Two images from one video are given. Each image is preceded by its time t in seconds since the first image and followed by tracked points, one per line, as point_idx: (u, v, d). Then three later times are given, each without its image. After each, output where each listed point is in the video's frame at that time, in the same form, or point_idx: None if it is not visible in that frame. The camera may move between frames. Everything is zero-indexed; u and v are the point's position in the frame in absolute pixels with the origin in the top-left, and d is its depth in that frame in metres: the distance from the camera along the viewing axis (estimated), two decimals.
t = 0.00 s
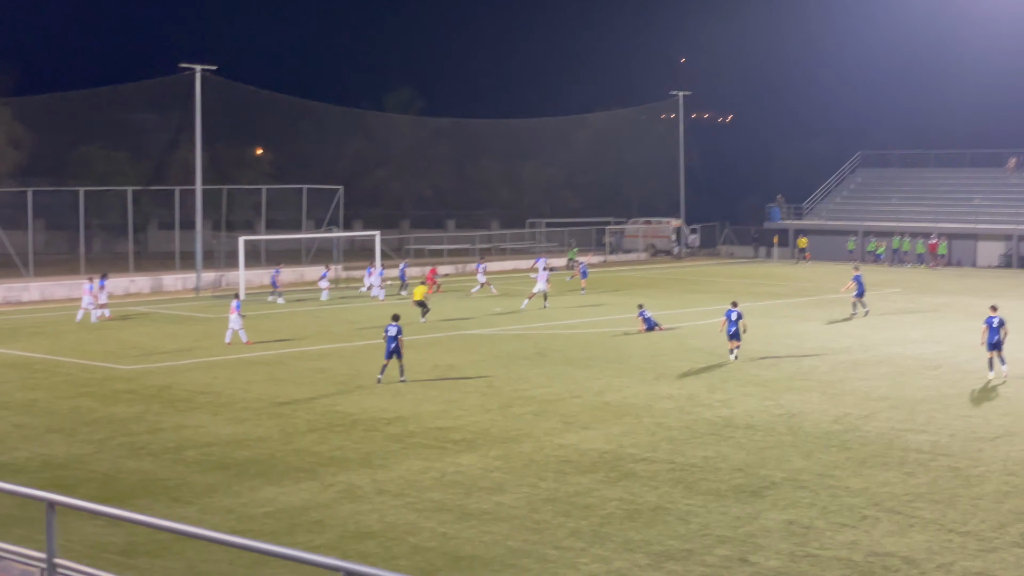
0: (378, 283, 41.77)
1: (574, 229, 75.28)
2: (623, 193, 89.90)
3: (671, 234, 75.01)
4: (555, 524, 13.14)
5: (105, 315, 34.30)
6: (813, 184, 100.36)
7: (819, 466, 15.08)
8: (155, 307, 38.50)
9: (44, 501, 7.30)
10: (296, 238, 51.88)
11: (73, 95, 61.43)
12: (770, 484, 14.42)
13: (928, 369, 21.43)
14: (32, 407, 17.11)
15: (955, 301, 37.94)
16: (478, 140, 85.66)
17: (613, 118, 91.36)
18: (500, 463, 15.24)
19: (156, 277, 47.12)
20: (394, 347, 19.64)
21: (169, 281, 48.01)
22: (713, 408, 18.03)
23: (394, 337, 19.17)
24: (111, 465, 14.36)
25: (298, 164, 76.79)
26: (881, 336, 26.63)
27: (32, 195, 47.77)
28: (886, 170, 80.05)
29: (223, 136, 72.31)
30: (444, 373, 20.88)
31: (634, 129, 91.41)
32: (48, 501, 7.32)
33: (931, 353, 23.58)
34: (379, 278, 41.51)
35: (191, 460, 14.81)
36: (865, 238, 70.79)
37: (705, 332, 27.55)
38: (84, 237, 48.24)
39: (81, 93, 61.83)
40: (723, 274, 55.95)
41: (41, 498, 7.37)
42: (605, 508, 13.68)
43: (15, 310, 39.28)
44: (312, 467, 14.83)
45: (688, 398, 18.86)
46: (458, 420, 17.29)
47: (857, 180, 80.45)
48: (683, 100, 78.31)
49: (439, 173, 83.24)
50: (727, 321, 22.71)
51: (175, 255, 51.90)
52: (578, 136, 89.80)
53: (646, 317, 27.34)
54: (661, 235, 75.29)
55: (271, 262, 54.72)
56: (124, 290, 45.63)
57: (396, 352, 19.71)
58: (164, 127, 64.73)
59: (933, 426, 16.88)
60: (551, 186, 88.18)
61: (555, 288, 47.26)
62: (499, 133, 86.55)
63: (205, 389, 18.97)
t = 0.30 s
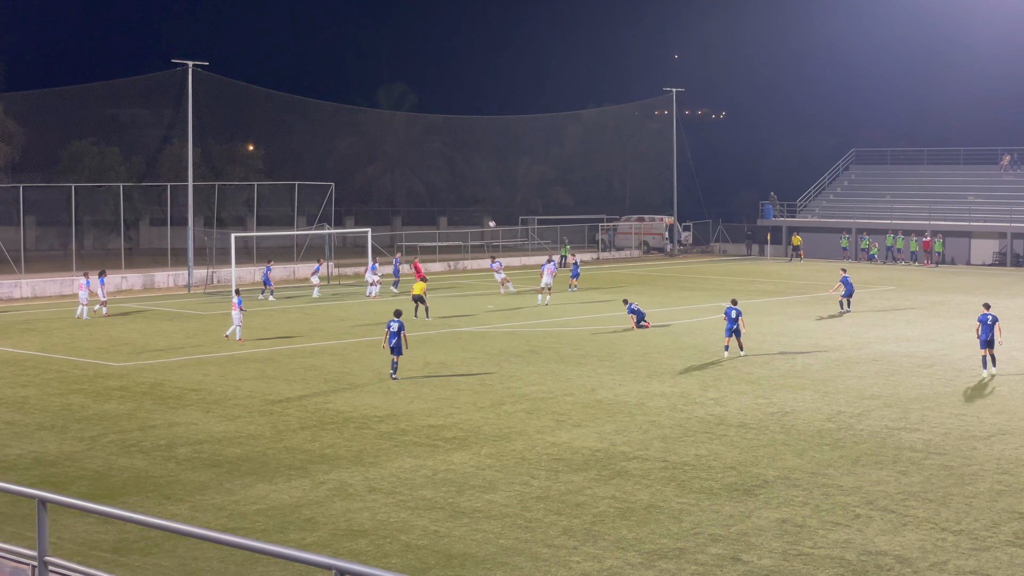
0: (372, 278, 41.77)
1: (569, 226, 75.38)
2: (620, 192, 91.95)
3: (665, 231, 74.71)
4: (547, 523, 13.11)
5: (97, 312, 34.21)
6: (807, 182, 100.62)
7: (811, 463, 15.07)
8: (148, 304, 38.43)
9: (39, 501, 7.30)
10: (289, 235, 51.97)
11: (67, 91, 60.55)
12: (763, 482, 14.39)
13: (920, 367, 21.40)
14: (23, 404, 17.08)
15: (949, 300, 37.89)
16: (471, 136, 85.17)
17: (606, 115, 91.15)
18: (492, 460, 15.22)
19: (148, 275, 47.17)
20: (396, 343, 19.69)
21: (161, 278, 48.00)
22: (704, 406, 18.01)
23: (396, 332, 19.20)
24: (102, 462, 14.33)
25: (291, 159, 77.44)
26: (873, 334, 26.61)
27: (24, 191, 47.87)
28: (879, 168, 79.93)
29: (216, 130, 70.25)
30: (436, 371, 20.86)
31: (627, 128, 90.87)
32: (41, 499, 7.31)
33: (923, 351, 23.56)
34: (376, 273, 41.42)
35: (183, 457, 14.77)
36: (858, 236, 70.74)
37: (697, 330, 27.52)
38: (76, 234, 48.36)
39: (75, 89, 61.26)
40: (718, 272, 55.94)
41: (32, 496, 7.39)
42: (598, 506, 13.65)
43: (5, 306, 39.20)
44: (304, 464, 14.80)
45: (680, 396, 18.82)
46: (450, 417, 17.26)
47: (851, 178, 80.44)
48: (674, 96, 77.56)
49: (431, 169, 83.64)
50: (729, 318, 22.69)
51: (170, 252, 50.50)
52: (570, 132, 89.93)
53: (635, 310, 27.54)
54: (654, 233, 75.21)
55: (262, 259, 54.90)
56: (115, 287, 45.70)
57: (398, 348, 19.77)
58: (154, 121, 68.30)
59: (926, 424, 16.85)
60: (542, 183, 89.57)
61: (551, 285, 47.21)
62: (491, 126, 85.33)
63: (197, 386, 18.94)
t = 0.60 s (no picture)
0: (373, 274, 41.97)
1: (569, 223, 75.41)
2: (620, 188, 92.95)
3: (664, 229, 74.83)
4: (547, 520, 13.12)
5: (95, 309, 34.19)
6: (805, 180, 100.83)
7: (810, 460, 15.08)
8: (148, 300, 38.46)
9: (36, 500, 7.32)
10: (288, 232, 52.03)
11: (63, 89, 60.39)
12: (762, 479, 14.40)
13: (919, 365, 21.41)
14: (23, 401, 17.09)
15: (948, 297, 37.85)
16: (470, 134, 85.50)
17: (605, 114, 91.29)
18: (492, 457, 15.21)
19: (147, 272, 47.25)
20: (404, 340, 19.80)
21: (160, 275, 48.11)
22: (704, 404, 18.00)
23: (405, 330, 19.38)
24: (102, 459, 14.34)
25: (291, 156, 77.57)
26: (871, 332, 26.60)
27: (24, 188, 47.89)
28: (879, 166, 79.84)
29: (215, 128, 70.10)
30: (436, 368, 20.85)
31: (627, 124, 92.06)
32: (39, 496, 7.32)
33: (922, 348, 23.56)
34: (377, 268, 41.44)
35: (182, 454, 14.78)
36: (858, 233, 70.78)
37: (696, 327, 27.51)
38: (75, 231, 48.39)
39: (71, 86, 61.09)
40: (717, 270, 55.91)
41: (31, 492, 7.38)
42: (596, 503, 13.66)
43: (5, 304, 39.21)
44: (303, 461, 14.81)
45: (679, 393, 18.84)
46: (449, 414, 17.26)
47: (850, 176, 80.47)
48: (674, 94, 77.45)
49: (430, 166, 83.59)
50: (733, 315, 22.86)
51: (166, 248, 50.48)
52: (569, 130, 90.20)
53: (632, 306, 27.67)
54: (653, 230, 75.36)
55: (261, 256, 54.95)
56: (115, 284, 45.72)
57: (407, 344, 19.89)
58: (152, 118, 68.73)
59: (925, 421, 16.85)
60: (542, 180, 89.46)
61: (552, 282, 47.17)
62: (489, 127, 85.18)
63: (196, 383, 18.95)
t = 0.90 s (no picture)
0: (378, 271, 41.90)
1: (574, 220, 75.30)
2: (625, 184, 91.92)
3: (669, 225, 74.91)
4: (552, 516, 13.14)
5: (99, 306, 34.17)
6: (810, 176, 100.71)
7: (815, 457, 15.08)
8: (153, 297, 38.50)
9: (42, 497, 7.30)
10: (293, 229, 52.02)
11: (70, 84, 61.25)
12: (768, 476, 14.40)
13: (924, 361, 21.39)
14: (29, 398, 17.09)
15: (953, 293, 37.84)
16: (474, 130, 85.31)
17: (610, 110, 91.15)
18: (497, 454, 15.21)
19: (153, 269, 47.29)
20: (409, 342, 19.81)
21: (166, 272, 48.13)
22: (708, 400, 18.00)
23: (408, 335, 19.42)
24: (108, 455, 14.35)
25: (296, 153, 76.89)
26: (876, 328, 26.60)
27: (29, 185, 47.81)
28: (884, 163, 79.72)
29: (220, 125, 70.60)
30: (441, 365, 20.85)
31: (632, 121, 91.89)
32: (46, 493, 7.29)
33: (927, 345, 23.55)
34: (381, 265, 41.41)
35: (188, 450, 14.80)
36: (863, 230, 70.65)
37: (701, 324, 27.50)
38: (81, 228, 48.30)
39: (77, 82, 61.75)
40: (722, 266, 55.88)
41: (38, 489, 7.36)
42: (602, 500, 13.67)
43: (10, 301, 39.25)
44: (309, 458, 14.83)
45: (684, 389, 18.84)
46: (455, 411, 17.27)
47: (855, 173, 80.36)
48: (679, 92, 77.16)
49: (435, 161, 83.18)
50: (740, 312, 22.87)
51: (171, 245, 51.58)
52: (573, 126, 90.17)
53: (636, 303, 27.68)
54: (658, 227, 75.44)
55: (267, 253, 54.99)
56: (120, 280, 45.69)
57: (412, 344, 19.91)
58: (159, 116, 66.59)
59: (930, 418, 16.84)
60: (548, 177, 88.91)
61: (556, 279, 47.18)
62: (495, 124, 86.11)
63: (202, 379, 18.98)
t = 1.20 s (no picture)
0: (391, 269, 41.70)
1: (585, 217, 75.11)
2: (633, 181, 90.91)
3: (680, 222, 74.61)
4: (563, 513, 13.16)
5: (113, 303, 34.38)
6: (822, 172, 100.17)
7: (827, 453, 15.06)
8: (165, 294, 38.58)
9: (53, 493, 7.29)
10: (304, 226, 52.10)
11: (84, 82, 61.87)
12: (779, 472, 14.39)
13: (936, 357, 21.33)
14: (42, 394, 17.18)
15: (966, 289, 37.69)
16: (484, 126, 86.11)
17: (620, 107, 90.96)
18: (508, 450, 15.22)
19: (164, 265, 47.34)
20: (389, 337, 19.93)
21: (177, 269, 48.24)
22: (719, 396, 18.00)
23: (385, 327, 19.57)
24: (121, 452, 14.40)
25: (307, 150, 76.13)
26: (888, 324, 26.52)
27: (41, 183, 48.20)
28: (895, 157, 79.35)
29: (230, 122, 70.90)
30: (453, 361, 20.90)
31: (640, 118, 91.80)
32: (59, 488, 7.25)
33: (940, 340, 23.47)
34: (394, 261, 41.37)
35: (200, 447, 14.85)
36: (875, 225, 70.25)
37: (712, 320, 27.47)
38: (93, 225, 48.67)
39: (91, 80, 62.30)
40: (731, 262, 55.80)
41: (51, 484, 7.34)
42: (613, 496, 13.68)
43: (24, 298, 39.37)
44: (320, 454, 14.86)
45: (695, 385, 18.85)
46: (466, 407, 17.29)
47: (866, 168, 80.01)
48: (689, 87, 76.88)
49: (444, 158, 83.62)
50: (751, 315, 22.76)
51: (184, 242, 51.84)
52: (584, 122, 89.92)
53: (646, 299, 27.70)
54: (669, 223, 75.12)
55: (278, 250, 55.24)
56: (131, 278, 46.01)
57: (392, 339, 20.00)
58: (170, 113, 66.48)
59: (942, 413, 16.79)
60: (558, 173, 88.34)
61: (566, 275, 47.15)
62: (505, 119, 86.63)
63: (214, 376, 19.05)
